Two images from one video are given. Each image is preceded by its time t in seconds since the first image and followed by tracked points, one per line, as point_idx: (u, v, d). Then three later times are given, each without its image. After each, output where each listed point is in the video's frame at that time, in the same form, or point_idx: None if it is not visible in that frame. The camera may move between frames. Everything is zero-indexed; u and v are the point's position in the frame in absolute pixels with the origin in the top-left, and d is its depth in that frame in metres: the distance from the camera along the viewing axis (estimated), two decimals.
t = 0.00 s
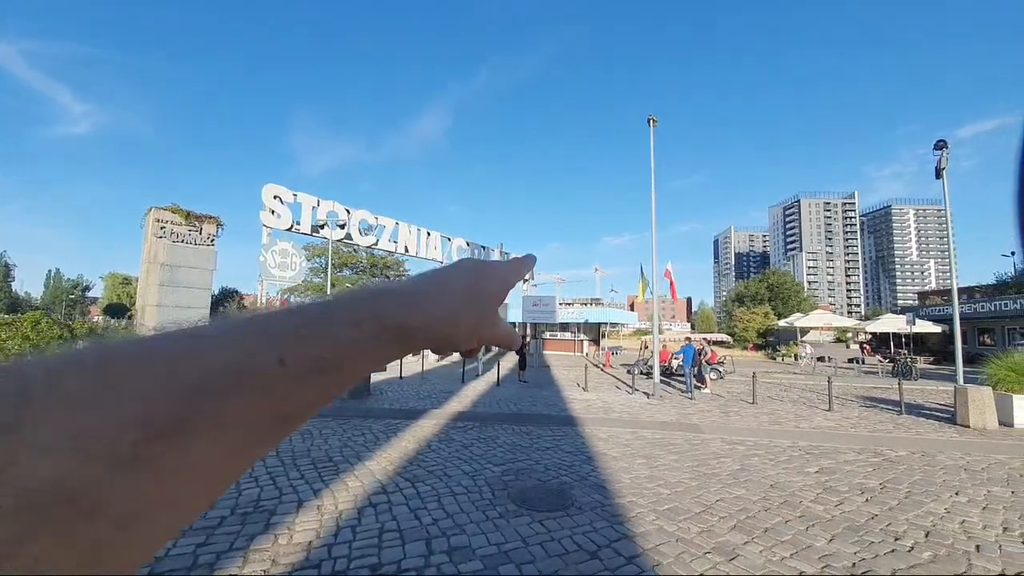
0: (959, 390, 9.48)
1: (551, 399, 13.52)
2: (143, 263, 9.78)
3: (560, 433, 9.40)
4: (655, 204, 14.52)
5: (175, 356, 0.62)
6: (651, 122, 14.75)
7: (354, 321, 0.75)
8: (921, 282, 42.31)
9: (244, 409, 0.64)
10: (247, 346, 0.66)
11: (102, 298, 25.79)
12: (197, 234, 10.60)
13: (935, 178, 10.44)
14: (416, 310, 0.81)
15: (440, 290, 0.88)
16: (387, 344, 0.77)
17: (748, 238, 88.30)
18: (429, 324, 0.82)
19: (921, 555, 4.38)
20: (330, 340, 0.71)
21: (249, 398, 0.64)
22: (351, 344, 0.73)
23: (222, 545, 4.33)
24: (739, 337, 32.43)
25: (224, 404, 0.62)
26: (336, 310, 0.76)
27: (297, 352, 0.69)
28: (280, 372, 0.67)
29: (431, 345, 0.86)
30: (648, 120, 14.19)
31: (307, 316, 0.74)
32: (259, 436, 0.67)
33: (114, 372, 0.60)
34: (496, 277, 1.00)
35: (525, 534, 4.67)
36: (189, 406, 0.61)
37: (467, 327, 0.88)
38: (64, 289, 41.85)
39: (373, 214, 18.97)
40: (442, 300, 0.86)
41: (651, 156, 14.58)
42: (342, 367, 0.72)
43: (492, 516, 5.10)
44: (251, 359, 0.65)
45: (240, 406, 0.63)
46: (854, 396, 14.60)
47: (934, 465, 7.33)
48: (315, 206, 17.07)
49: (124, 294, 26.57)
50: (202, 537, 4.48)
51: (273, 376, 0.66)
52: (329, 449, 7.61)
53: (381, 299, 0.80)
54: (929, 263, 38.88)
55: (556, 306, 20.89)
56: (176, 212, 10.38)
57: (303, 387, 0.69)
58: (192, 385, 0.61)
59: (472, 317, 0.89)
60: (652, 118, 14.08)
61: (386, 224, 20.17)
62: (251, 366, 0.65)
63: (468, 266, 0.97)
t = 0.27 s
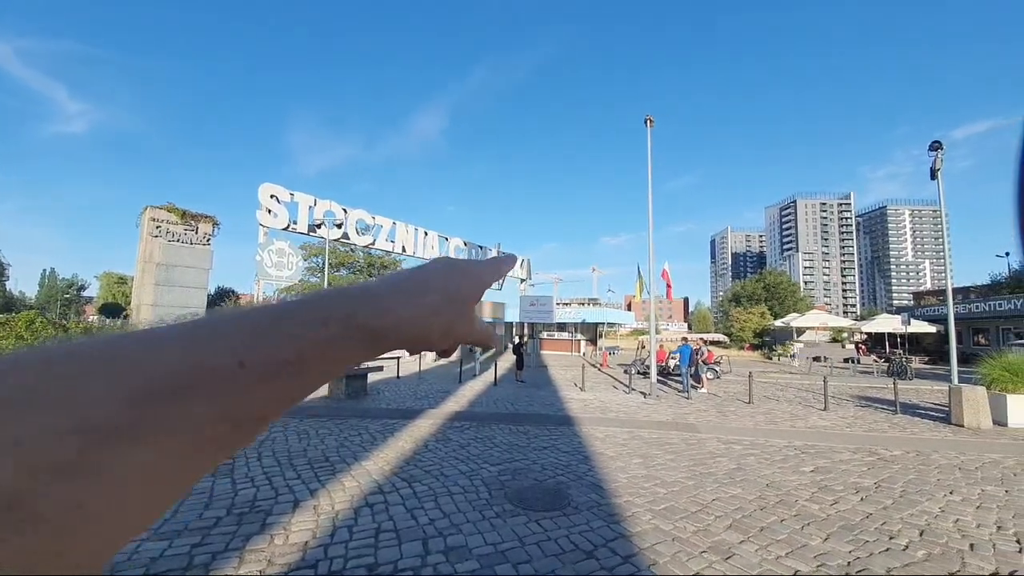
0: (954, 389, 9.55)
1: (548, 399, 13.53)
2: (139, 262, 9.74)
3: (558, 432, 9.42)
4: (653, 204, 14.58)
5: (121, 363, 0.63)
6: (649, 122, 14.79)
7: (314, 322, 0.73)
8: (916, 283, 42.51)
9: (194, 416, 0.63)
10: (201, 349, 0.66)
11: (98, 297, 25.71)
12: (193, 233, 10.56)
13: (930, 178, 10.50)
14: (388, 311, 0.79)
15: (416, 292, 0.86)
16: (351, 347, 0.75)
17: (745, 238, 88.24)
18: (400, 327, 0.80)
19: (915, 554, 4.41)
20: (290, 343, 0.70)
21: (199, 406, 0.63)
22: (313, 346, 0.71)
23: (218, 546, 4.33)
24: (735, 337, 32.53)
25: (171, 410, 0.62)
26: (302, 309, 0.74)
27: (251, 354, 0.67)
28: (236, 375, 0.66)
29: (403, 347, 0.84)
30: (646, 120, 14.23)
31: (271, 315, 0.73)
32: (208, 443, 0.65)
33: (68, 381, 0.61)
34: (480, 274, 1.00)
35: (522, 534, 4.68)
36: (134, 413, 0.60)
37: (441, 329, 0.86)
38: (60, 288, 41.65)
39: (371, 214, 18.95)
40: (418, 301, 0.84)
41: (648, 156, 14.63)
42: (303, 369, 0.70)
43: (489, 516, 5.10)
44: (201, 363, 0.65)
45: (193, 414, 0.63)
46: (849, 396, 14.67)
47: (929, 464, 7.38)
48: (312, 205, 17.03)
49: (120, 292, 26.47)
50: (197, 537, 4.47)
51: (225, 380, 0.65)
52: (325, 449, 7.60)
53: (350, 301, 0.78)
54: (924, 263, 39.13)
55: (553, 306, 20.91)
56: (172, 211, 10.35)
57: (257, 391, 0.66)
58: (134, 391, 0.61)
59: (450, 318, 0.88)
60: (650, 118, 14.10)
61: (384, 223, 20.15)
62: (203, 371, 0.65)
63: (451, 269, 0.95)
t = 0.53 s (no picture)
0: (949, 389, 9.60)
1: (547, 399, 13.53)
2: (135, 261, 9.71)
3: (556, 432, 9.44)
4: (650, 204, 14.64)
5: (108, 357, 0.65)
6: (646, 122, 14.83)
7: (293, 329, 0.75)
8: (913, 283, 42.67)
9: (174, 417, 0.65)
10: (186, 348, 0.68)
11: (94, 297, 25.59)
12: (190, 232, 10.55)
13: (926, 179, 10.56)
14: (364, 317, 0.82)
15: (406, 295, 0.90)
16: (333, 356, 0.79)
17: (742, 238, 88.22)
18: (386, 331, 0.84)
19: (912, 553, 4.44)
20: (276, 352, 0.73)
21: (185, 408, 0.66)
22: (297, 355, 0.74)
23: (215, 546, 4.32)
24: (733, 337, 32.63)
25: (156, 411, 0.64)
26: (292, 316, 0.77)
27: (240, 356, 0.69)
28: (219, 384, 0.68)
29: (389, 346, 0.87)
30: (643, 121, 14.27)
31: (259, 319, 0.75)
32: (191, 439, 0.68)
33: (60, 382, 0.64)
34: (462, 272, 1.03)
35: (519, 534, 4.69)
36: (116, 415, 0.62)
37: (427, 329, 0.89)
38: (56, 289, 41.43)
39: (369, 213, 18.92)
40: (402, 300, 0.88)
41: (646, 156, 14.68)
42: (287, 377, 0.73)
43: (487, 516, 5.11)
44: (188, 362, 0.67)
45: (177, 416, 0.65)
46: (846, 395, 14.73)
47: (925, 463, 7.42)
48: (310, 205, 17.01)
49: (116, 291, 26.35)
50: (194, 538, 4.47)
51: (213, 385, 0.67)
52: (323, 449, 7.58)
53: (338, 303, 0.81)
54: (920, 263, 39.33)
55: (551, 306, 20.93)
56: (168, 211, 10.34)
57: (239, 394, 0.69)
58: (120, 393, 0.63)
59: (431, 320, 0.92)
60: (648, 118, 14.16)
61: (381, 223, 20.13)
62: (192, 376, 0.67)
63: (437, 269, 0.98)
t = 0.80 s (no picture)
0: (946, 389, 9.64)
1: (545, 399, 13.54)
2: (133, 262, 9.71)
3: (554, 432, 9.45)
4: (648, 204, 14.67)
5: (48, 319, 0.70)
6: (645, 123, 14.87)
7: (186, 300, 0.76)
8: (910, 283, 42.82)
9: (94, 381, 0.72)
10: (76, 319, 0.71)
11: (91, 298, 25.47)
12: (187, 233, 10.59)
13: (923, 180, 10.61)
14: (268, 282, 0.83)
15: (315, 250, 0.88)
16: (243, 325, 0.81)
17: (740, 238, 88.30)
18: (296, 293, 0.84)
19: (908, 552, 4.47)
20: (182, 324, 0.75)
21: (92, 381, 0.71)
22: (200, 325, 0.76)
23: (213, 547, 4.32)
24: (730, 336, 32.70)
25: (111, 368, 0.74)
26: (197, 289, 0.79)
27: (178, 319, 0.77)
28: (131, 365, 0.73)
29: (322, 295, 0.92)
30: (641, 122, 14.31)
31: (158, 287, 0.78)
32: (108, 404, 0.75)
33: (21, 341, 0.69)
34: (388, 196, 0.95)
35: (518, 534, 4.70)
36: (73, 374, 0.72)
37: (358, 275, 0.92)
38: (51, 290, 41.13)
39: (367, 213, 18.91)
40: (308, 253, 0.86)
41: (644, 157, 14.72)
42: (192, 347, 0.76)
43: (485, 516, 5.12)
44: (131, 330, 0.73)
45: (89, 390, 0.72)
46: (843, 395, 14.78)
47: (921, 463, 7.46)
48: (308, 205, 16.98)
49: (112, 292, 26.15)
50: (192, 539, 4.46)
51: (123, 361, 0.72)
52: (321, 450, 7.58)
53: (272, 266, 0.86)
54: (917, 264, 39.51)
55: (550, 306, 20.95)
56: (165, 211, 10.34)
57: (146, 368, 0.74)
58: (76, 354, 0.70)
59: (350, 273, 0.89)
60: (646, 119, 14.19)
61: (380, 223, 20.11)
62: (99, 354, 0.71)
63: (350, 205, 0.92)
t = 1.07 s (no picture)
0: (945, 388, 9.66)
1: (544, 399, 13.55)
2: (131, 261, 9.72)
3: (553, 432, 9.45)
4: (647, 204, 14.69)
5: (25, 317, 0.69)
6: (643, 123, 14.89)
7: (119, 292, 0.76)
8: (908, 283, 42.87)
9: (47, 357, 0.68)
10: (0, 316, 0.68)
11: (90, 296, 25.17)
12: (186, 232, 10.57)
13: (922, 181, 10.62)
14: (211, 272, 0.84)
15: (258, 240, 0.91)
16: (190, 318, 0.80)
17: (739, 238, 88.27)
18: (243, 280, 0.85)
19: (906, 551, 4.48)
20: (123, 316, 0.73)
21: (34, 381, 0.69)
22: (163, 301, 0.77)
23: (211, 546, 4.32)
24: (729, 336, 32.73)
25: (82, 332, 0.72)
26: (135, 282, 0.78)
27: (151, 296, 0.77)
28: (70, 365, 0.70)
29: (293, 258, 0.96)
30: (640, 122, 14.33)
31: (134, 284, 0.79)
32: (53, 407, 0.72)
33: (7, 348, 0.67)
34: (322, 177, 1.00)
35: (516, 533, 4.69)
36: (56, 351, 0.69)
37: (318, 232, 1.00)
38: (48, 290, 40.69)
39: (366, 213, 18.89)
40: (248, 243, 0.89)
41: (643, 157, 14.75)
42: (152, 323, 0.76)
43: (483, 515, 5.12)
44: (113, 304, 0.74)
45: (30, 392, 0.69)
46: (841, 395, 14.80)
47: (919, 462, 7.47)
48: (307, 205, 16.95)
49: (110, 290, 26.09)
50: (190, 538, 4.45)
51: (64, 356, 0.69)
52: (319, 450, 7.57)
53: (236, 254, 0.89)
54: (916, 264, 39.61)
55: (549, 306, 20.95)
56: (164, 210, 10.31)
57: (87, 365, 0.71)
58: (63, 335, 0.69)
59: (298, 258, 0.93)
60: (645, 119, 14.23)
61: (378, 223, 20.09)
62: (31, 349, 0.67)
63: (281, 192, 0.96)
